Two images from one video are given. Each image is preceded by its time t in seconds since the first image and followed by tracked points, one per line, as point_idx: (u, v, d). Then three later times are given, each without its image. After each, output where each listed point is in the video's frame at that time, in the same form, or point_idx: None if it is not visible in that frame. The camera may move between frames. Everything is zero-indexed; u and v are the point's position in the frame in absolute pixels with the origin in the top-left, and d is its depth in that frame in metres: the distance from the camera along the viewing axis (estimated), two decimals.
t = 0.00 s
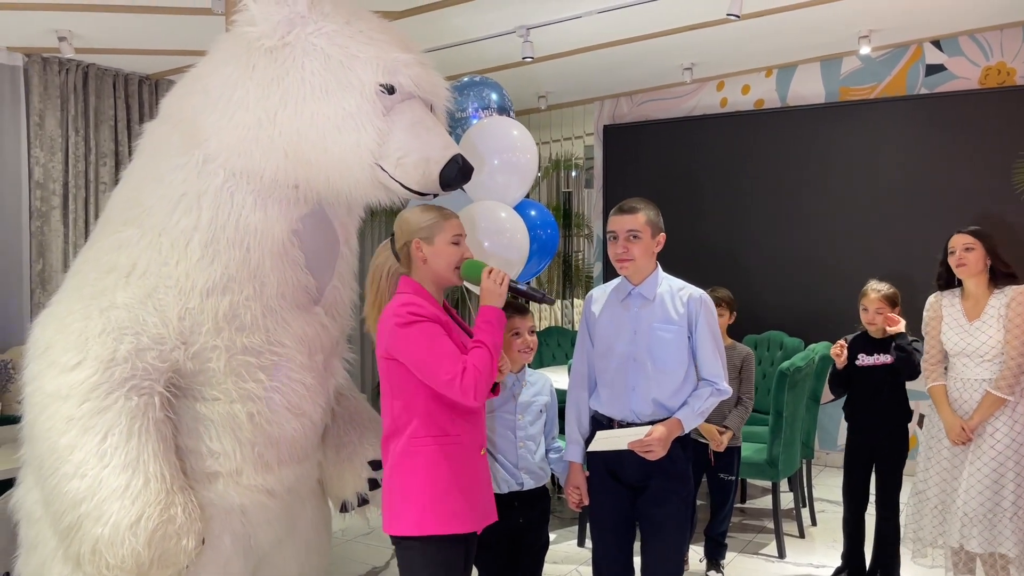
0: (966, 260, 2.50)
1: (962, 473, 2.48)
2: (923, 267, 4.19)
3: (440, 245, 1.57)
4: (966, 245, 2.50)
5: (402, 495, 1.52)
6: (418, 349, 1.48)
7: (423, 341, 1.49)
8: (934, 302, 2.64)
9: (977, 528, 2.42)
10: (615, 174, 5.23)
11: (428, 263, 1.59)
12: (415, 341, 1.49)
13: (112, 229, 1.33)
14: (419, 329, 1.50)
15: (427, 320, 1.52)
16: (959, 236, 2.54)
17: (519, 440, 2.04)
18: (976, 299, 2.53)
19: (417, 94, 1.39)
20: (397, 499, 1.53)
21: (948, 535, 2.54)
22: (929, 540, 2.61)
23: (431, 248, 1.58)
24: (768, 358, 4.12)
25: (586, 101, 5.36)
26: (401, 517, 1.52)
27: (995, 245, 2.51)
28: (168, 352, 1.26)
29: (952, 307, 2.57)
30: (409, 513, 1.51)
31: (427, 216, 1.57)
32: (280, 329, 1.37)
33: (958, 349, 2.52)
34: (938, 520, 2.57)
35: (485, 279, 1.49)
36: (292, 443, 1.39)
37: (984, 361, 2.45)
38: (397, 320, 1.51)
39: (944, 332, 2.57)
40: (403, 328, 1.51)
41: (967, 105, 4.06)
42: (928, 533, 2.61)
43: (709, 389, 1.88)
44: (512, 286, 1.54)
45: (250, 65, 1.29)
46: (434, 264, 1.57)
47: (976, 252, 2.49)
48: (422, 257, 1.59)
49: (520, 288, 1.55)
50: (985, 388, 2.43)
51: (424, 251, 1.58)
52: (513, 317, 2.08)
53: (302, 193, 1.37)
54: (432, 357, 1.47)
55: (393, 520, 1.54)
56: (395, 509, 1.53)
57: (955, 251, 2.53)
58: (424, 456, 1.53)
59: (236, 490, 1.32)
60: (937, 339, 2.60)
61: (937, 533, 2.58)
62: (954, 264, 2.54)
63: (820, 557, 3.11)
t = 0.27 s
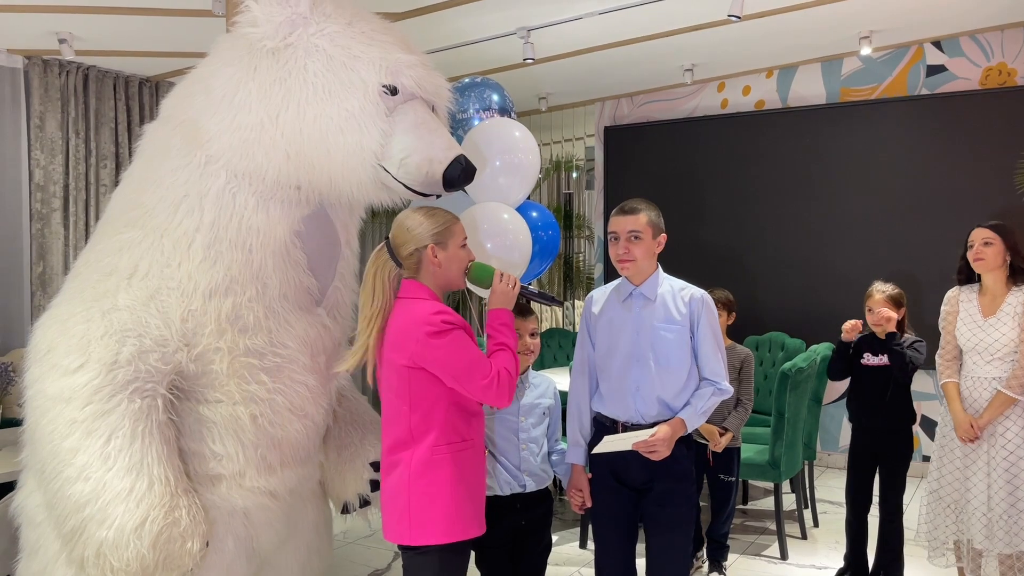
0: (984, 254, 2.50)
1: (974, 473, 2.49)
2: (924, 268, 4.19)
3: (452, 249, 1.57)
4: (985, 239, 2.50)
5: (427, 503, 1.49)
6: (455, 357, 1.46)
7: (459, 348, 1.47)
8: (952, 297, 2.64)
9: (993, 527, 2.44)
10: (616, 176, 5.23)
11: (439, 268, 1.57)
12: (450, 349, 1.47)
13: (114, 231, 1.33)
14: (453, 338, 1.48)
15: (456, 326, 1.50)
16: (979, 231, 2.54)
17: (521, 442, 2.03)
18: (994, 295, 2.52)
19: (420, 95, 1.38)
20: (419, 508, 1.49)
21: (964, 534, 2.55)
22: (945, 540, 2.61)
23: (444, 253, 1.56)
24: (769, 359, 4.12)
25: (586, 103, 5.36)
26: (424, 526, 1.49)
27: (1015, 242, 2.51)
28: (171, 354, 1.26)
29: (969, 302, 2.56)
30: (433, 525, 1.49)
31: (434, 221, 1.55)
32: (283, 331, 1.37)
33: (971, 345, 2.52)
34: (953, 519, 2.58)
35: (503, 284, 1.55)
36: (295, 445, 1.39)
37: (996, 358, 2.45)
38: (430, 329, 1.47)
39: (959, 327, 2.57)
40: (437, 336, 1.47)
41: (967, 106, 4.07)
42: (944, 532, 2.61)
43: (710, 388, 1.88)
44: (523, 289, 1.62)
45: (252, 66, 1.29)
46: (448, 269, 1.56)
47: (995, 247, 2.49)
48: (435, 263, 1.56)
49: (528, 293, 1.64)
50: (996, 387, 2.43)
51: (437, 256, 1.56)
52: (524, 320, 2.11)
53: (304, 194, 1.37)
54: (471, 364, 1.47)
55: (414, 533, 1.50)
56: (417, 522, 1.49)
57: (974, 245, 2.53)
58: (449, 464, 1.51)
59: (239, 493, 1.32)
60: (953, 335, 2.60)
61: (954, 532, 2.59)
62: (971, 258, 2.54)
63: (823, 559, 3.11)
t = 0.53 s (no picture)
0: (996, 256, 2.46)
1: (977, 475, 2.48)
2: (922, 269, 4.19)
3: (451, 247, 1.63)
4: (999, 241, 2.46)
5: (434, 501, 1.54)
6: (474, 353, 1.55)
7: (476, 345, 1.55)
8: (960, 295, 2.63)
9: (999, 530, 2.44)
10: (614, 177, 5.23)
11: (444, 268, 1.62)
12: (468, 346, 1.55)
13: (111, 234, 1.33)
14: (469, 337, 1.55)
15: (471, 325, 1.58)
16: (994, 231, 2.50)
17: (520, 446, 2.01)
18: (1002, 298, 2.50)
19: (416, 96, 1.38)
20: (424, 507, 1.54)
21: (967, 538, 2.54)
22: (945, 544, 2.59)
23: (444, 253, 1.62)
24: (768, 360, 4.12)
25: (585, 104, 5.36)
26: (429, 524, 1.54)
27: None
28: (168, 356, 1.26)
29: (977, 303, 2.56)
30: (440, 521, 1.54)
31: (429, 225, 1.58)
32: (280, 333, 1.36)
33: (975, 347, 2.52)
34: (954, 522, 2.57)
35: (507, 272, 1.64)
36: (292, 447, 1.39)
37: (999, 362, 2.45)
38: (448, 328, 1.54)
39: (964, 327, 2.57)
40: (454, 336, 1.55)
41: (965, 107, 4.07)
42: (944, 536, 2.59)
43: (709, 389, 1.88)
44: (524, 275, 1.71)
45: (248, 67, 1.29)
46: (451, 267, 1.63)
47: (1008, 249, 2.45)
48: (438, 264, 1.61)
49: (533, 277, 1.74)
50: (997, 390, 2.42)
51: (439, 257, 1.61)
52: (536, 324, 2.17)
53: (301, 196, 1.36)
54: (490, 359, 1.56)
55: (418, 530, 1.54)
56: (423, 518, 1.54)
57: (987, 246, 2.49)
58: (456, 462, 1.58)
59: (236, 496, 1.32)
60: (958, 335, 2.60)
61: (954, 536, 2.57)
62: (983, 259, 2.51)
63: (822, 560, 3.10)
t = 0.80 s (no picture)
0: (1003, 259, 2.46)
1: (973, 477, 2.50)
2: (918, 270, 4.20)
3: (458, 249, 1.66)
4: (1008, 243, 2.46)
5: (433, 495, 1.57)
6: (485, 350, 1.60)
7: (486, 342, 1.60)
8: (959, 293, 2.64)
9: (992, 534, 2.44)
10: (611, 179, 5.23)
11: (453, 270, 1.67)
12: (478, 344, 1.60)
13: (106, 236, 1.32)
14: (479, 335, 1.60)
15: (480, 323, 1.63)
16: (1002, 233, 2.50)
17: (519, 449, 2.00)
18: (1004, 300, 2.50)
19: (413, 98, 1.38)
20: (422, 502, 1.56)
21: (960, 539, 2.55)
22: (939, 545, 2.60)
23: (452, 255, 1.66)
24: (765, 361, 4.12)
25: (582, 105, 5.36)
26: (424, 518, 1.57)
27: None
28: (162, 359, 1.25)
29: (978, 303, 2.56)
30: (438, 514, 1.57)
31: (435, 230, 1.62)
32: (276, 336, 1.36)
33: (976, 349, 2.51)
34: (948, 523, 2.59)
35: (521, 269, 1.70)
36: (288, 450, 1.38)
37: (1000, 364, 2.45)
38: (458, 326, 1.59)
39: (966, 328, 2.57)
40: (464, 334, 1.60)
41: (961, 108, 4.07)
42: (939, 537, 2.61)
43: (706, 391, 1.89)
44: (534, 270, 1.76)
45: (244, 69, 1.29)
46: (461, 268, 1.67)
47: (1016, 253, 2.45)
48: (447, 267, 1.66)
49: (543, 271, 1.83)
50: (1001, 393, 2.43)
51: (447, 260, 1.66)
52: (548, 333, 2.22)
53: (297, 199, 1.36)
54: (500, 356, 1.61)
55: (417, 523, 1.57)
56: (420, 512, 1.56)
57: (995, 249, 2.49)
58: (458, 458, 1.61)
59: (231, 499, 1.31)
60: (958, 336, 2.60)
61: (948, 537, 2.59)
62: (990, 262, 2.50)
63: (819, 561, 3.11)
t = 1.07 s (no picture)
0: (993, 260, 2.47)
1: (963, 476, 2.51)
2: (912, 269, 4.21)
3: (470, 251, 1.67)
4: (997, 245, 2.46)
5: (436, 497, 1.58)
6: (493, 352, 1.60)
7: (494, 345, 1.61)
8: (950, 293, 2.64)
9: (982, 533, 2.46)
10: (606, 179, 5.23)
11: (463, 271, 1.68)
12: (487, 347, 1.61)
13: (100, 236, 1.32)
14: (489, 338, 1.61)
15: (490, 326, 1.63)
16: (991, 234, 2.49)
17: (514, 448, 2.00)
18: (994, 301, 2.51)
19: (409, 98, 1.38)
20: (423, 503, 1.57)
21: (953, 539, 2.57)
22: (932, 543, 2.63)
23: (463, 257, 1.67)
24: (760, 361, 4.13)
25: (577, 105, 5.36)
26: (425, 519, 1.57)
27: None
28: (158, 360, 1.25)
29: (968, 303, 2.56)
30: (439, 516, 1.58)
31: (449, 232, 1.63)
32: (271, 336, 1.35)
33: (967, 348, 2.53)
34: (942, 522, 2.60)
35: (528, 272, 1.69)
36: (284, 451, 1.38)
37: (990, 363, 2.46)
38: (469, 327, 1.59)
39: (956, 328, 2.58)
40: (474, 336, 1.60)
41: (955, 108, 4.09)
42: (932, 536, 2.63)
43: (701, 390, 1.88)
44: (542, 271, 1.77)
45: (240, 69, 1.28)
46: (472, 270, 1.68)
47: (1006, 255, 2.46)
48: (458, 268, 1.67)
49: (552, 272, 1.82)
50: (990, 392, 2.43)
51: (458, 262, 1.66)
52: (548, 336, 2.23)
53: (293, 199, 1.36)
54: (508, 359, 1.61)
55: (415, 524, 1.56)
56: (421, 513, 1.56)
57: (985, 249, 2.49)
58: (460, 460, 1.62)
59: (227, 500, 1.31)
60: (948, 336, 2.62)
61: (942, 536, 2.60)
62: (980, 263, 2.51)
63: (814, 560, 3.11)
